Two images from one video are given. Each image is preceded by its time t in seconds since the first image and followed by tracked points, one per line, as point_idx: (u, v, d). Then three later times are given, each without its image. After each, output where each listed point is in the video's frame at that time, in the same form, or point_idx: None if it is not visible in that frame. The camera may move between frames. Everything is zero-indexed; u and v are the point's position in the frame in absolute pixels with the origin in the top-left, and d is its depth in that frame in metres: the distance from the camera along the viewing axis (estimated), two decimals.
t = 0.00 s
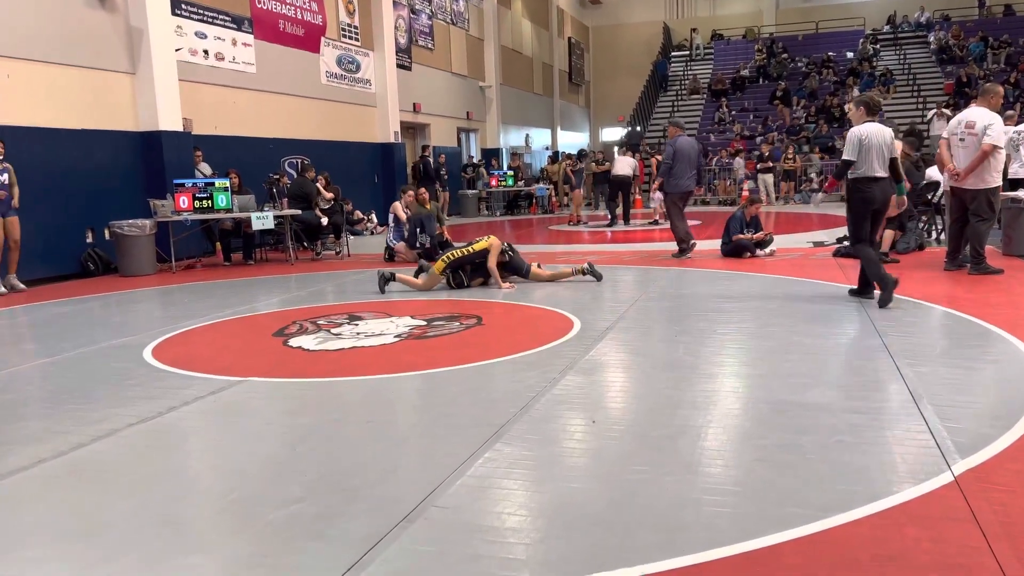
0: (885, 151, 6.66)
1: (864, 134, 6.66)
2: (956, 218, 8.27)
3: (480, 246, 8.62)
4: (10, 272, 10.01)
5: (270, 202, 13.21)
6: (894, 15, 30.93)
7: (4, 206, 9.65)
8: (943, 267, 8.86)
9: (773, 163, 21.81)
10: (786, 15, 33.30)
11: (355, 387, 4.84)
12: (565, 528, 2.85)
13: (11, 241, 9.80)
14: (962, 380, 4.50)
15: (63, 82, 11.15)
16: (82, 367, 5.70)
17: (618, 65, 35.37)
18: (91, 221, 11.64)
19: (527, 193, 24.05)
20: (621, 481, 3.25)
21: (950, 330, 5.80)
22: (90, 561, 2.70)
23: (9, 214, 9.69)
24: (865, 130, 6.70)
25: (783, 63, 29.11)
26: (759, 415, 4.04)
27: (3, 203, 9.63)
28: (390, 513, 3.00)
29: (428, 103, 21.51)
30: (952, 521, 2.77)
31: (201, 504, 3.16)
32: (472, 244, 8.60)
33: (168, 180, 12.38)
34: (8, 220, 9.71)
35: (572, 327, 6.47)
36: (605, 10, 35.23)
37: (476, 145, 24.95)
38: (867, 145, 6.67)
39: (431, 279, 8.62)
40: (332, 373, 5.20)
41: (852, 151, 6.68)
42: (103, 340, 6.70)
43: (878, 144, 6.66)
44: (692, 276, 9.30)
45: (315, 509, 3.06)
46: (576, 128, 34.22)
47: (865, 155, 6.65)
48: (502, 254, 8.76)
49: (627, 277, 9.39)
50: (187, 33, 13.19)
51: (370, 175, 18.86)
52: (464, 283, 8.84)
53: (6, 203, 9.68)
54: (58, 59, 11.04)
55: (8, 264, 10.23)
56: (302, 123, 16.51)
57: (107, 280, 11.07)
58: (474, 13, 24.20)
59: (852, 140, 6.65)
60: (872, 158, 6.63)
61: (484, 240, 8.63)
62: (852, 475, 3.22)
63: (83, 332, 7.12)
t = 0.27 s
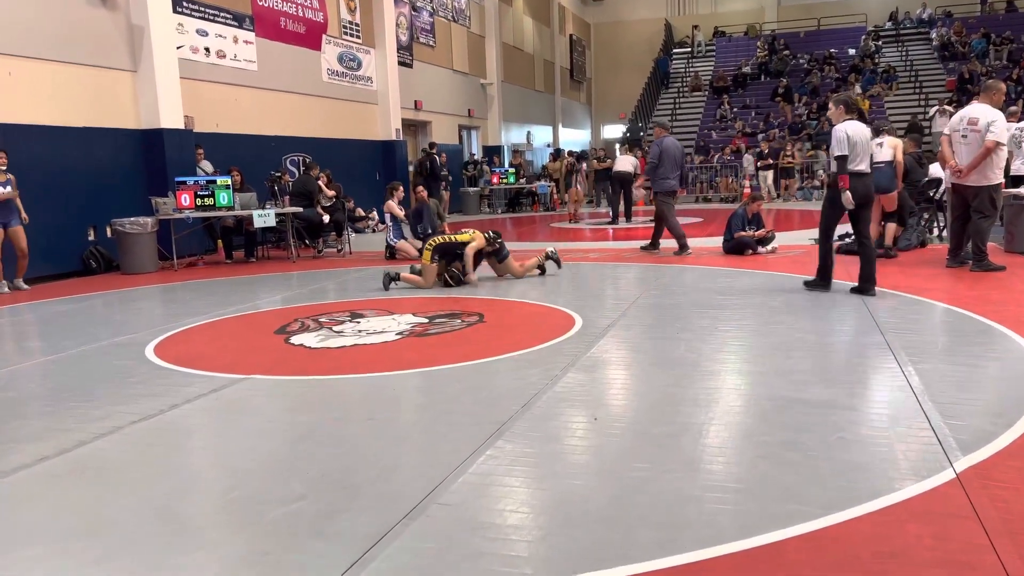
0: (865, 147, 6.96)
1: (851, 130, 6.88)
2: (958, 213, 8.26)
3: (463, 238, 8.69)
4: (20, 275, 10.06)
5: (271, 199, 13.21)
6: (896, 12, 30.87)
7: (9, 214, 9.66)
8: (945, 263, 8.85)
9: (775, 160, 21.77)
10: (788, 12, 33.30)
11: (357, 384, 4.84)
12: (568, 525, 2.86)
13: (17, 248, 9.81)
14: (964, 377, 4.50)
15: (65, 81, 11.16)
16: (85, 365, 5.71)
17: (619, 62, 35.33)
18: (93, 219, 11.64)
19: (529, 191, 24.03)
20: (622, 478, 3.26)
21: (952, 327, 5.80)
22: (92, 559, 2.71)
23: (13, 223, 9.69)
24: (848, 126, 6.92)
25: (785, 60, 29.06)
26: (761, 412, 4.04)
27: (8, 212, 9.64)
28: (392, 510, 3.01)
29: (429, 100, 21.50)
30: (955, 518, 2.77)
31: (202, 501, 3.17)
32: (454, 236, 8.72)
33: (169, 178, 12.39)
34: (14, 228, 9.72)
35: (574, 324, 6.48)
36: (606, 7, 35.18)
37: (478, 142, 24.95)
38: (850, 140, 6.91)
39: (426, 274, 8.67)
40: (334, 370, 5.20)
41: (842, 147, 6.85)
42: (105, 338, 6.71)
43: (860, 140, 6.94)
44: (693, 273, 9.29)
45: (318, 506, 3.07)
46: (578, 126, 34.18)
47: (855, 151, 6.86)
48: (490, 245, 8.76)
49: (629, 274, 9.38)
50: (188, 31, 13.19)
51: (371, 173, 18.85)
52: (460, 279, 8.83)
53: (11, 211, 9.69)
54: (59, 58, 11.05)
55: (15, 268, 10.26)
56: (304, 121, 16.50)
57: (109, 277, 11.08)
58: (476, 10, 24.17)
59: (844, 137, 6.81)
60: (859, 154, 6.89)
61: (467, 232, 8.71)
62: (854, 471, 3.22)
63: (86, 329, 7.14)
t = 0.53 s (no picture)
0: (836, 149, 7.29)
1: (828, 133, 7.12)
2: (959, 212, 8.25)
3: (452, 241, 8.82)
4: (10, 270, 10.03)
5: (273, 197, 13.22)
6: (897, 10, 30.83)
7: (7, 204, 9.68)
8: (946, 262, 8.84)
9: (776, 158, 21.74)
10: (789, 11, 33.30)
11: (359, 382, 4.85)
12: (569, 523, 2.86)
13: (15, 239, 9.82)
14: (965, 376, 4.50)
15: (66, 80, 11.18)
16: (86, 363, 5.72)
17: (621, 61, 35.30)
18: (94, 218, 11.64)
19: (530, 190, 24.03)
20: (623, 476, 3.27)
21: (954, 325, 5.80)
22: (94, 557, 2.71)
23: (11, 213, 9.71)
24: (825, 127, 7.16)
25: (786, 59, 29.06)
26: (762, 411, 4.04)
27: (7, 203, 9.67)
28: (393, 509, 3.01)
29: (431, 99, 21.50)
30: (955, 517, 2.77)
31: (204, 499, 3.17)
32: (443, 237, 8.80)
33: (171, 176, 12.40)
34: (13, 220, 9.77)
35: (575, 323, 6.48)
36: (608, 6, 35.15)
37: (479, 141, 24.95)
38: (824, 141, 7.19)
39: (425, 271, 8.68)
40: (335, 369, 5.21)
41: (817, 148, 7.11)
42: (106, 337, 6.72)
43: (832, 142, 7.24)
44: (695, 271, 9.29)
45: (320, 505, 3.07)
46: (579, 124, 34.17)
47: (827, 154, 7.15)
48: (475, 246, 9.00)
49: (630, 273, 9.39)
50: (189, 29, 13.19)
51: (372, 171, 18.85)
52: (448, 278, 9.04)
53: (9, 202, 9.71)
54: (61, 57, 11.06)
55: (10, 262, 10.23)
56: (305, 119, 16.51)
57: (111, 276, 11.10)
58: (477, 9, 24.16)
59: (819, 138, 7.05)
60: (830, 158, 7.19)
61: (455, 233, 8.83)
62: (855, 469, 3.23)
63: (87, 328, 7.15)
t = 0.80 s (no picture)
0: (817, 149, 7.43)
1: (802, 131, 7.36)
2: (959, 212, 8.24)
3: (442, 251, 8.85)
4: (8, 272, 9.98)
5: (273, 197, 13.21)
6: (898, 9, 30.81)
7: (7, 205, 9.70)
8: (946, 262, 8.83)
9: (777, 157, 21.72)
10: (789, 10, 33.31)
11: (359, 382, 4.85)
12: (569, 523, 2.86)
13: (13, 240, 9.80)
14: (965, 376, 4.49)
15: (67, 80, 11.17)
16: (86, 363, 5.72)
17: (621, 60, 35.28)
18: (94, 217, 11.64)
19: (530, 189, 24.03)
20: (623, 476, 3.26)
21: (954, 325, 5.80)
22: (93, 557, 2.71)
23: (12, 215, 9.72)
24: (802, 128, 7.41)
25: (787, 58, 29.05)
26: (763, 410, 4.03)
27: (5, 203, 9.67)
28: (394, 508, 3.01)
29: (431, 98, 21.49)
30: (956, 517, 2.77)
31: (204, 499, 3.18)
32: (436, 245, 8.83)
33: (171, 176, 12.39)
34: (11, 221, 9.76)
35: (575, 323, 6.48)
36: (608, 5, 35.13)
37: (479, 140, 24.95)
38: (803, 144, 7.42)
39: (421, 271, 8.73)
40: (336, 369, 5.21)
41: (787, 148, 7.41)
42: (106, 336, 6.71)
43: (813, 141, 7.41)
44: (695, 271, 9.29)
45: (321, 505, 3.07)
46: (580, 124, 34.17)
47: (798, 154, 7.40)
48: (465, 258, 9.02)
49: (630, 273, 9.39)
50: (189, 29, 13.19)
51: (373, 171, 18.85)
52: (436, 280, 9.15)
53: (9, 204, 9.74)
54: (61, 56, 11.06)
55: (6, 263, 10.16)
56: (305, 119, 16.50)
57: (111, 276, 11.09)
58: (477, 8, 24.16)
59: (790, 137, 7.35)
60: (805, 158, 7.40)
61: (447, 243, 8.84)
62: (855, 469, 3.23)
63: (87, 328, 7.15)
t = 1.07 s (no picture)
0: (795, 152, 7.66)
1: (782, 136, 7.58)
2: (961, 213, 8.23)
3: (434, 246, 8.95)
4: (19, 273, 10.07)
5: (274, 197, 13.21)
6: (899, 9, 30.81)
7: (9, 211, 9.68)
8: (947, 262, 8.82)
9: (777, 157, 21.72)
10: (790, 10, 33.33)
11: (359, 382, 4.85)
12: (569, 523, 2.86)
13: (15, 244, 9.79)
14: (966, 376, 4.49)
15: (67, 80, 11.18)
16: (87, 363, 5.72)
17: (622, 60, 35.28)
18: (94, 217, 11.64)
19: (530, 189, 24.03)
20: (624, 476, 3.26)
21: (954, 325, 5.80)
22: (93, 558, 2.71)
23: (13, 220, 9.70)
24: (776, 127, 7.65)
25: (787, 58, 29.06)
26: (763, 411, 4.03)
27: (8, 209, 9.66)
28: (394, 508, 3.01)
29: (431, 98, 21.50)
30: (956, 517, 2.77)
31: (204, 499, 3.18)
32: (426, 241, 8.93)
33: (172, 176, 12.39)
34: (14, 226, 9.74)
35: (576, 322, 6.48)
36: (609, 5, 35.13)
37: (479, 140, 24.95)
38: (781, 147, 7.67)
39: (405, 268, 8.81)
40: (336, 369, 5.21)
41: (766, 152, 7.62)
42: (107, 337, 6.72)
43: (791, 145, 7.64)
44: (696, 271, 9.29)
45: (321, 504, 3.07)
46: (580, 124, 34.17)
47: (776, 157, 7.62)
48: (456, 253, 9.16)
49: (630, 273, 9.39)
50: (190, 29, 13.19)
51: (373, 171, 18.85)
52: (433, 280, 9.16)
53: (11, 208, 9.71)
54: (61, 57, 11.06)
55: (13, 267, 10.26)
56: (305, 119, 16.50)
57: (112, 276, 11.10)
58: (478, 8, 24.16)
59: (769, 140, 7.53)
60: (784, 160, 7.52)
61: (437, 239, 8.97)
62: (856, 469, 3.23)
63: (88, 328, 7.15)
